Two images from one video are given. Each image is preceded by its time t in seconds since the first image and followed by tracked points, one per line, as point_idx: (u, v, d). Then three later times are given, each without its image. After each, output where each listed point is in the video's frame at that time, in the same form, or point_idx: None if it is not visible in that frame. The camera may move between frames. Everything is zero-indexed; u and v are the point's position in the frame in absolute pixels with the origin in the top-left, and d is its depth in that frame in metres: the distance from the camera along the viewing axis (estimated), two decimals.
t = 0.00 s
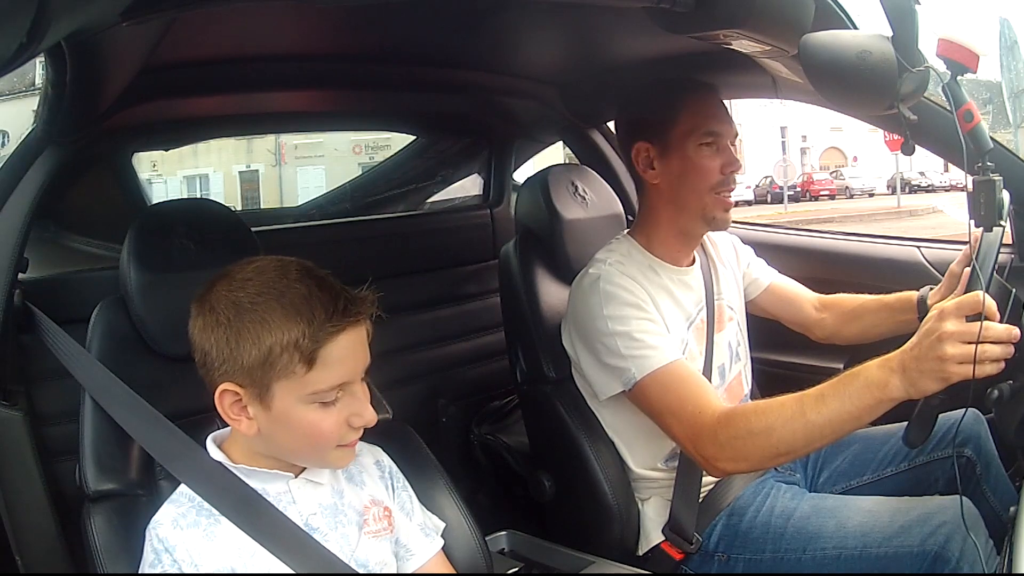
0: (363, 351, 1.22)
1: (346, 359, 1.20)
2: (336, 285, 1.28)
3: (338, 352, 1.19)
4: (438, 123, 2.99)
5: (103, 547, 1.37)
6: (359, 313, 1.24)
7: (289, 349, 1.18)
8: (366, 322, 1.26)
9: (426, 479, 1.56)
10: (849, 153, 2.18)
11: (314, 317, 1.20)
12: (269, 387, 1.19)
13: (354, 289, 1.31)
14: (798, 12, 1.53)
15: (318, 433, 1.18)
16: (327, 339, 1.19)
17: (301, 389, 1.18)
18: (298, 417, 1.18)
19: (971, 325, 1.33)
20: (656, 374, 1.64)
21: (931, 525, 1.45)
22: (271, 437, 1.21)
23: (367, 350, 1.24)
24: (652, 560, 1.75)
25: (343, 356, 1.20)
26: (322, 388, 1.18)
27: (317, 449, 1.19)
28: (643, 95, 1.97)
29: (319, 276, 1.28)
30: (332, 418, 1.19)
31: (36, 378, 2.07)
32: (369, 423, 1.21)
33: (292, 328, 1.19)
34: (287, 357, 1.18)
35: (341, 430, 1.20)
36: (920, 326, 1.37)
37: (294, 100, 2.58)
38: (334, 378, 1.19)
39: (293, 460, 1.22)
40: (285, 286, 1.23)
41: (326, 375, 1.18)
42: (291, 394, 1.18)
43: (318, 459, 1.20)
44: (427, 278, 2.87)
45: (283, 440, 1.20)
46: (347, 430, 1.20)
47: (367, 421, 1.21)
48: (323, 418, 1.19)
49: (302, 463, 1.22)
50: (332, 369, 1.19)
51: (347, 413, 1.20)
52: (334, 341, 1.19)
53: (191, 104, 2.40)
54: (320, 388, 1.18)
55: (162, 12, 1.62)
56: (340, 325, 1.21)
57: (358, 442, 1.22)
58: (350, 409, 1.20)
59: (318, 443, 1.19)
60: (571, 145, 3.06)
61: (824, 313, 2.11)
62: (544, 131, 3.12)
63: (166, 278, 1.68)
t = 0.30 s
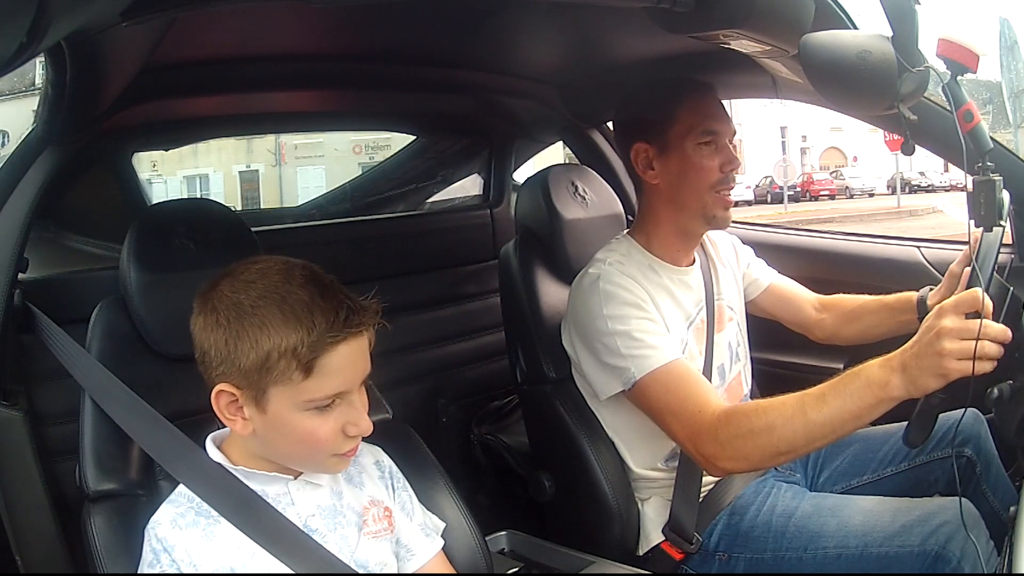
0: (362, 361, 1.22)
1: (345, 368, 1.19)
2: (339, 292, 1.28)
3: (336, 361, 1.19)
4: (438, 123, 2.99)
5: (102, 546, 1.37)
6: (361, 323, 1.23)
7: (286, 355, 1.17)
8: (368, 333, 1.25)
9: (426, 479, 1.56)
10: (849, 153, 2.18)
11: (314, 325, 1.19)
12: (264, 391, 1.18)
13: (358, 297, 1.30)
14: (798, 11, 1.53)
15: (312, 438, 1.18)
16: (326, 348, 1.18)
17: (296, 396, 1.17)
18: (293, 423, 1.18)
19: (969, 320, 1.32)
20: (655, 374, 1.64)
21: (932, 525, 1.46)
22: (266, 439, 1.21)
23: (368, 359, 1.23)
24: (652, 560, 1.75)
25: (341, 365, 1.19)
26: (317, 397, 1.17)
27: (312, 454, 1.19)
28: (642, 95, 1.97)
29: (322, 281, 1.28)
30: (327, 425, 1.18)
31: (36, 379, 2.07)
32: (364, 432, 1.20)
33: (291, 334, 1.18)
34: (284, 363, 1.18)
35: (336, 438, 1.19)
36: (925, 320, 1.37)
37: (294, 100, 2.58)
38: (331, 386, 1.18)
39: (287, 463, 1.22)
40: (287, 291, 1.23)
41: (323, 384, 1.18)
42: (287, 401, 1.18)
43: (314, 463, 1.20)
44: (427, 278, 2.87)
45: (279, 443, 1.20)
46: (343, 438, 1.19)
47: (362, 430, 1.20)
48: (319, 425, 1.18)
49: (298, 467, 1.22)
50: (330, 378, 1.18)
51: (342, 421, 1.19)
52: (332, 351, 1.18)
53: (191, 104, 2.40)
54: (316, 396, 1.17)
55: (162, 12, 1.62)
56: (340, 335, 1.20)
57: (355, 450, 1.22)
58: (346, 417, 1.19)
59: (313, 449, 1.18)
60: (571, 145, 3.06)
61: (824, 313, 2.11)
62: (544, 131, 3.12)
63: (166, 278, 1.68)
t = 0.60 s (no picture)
0: (363, 364, 1.22)
1: (346, 370, 1.19)
2: (343, 294, 1.28)
3: (338, 362, 1.19)
4: (438, 123, 2.99)
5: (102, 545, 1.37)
6: (363, 326, 1.24)
7: (288, 355, 1.17)
8: (370, 336, 1.25)
9: (426, 479, 1.56)
10: (849, 153, 2.18)
11: (317, 325, 1.19)
12: (266, 390, 1.18)
13: (361, 299, 1.31)
14: (798, 11, 1.53)
15: (312, 438, 1.18)
16: (329, 349, 1.18)
17: (297, 396, 1.17)
18: (293, 423, 1.18)
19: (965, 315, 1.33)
20: (655, 373, 1.64)
21: (927, 537, 1.43)
22: (266, 438, 1.21)
23: (369, 362, 1.23)
24: (651, 560, 1.75)
25: (343, 366, 1.19)
26: (319, 397, 1.17)
27: (311, 454, 1.19)
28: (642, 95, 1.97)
29: (325, 283, 1.28)
30: (328, 426, 1.18)
31: (36, 379, 2.07)
32: (364, 434, 1.20)
33: (294, 334, 1.18)
34: (286, 363, 1.17)
35: (336, 439, 1.19)
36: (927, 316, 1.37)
37: (294, 100, 2.58)
38: (332, 387, 1.18)
39: (286, 464, 1.22)
40: (291, 292, 1.23)
41: (324, 385, 1.17)
42: (288, 401, 1.17)
43: (313, 463, 1.20)
44: (428, 278, 2.87)
45: (279, 442, 1.20)
46: (343, 440, 1.19)
47: (362, 432, 1.20)
48: (319, 426, 1.18)
49: (297, 467, 1.22)
50: (332, 379, 1.18)
51: (342, 422, 1.19)
52: (335, 352, 1.18)
53: (192, 104, 2.40)
54: (317, 396, 1.17)
55: (162, 12, 1.62)
56: (343, 337, 1.20)
57: (354, 452, 1.22)
58: (346, 418, 1.19)
59: (313, 450, 1.18)
60: (571, 145, 3.06)
61: (824, 314, 2.11)
62: (544, 131, 3.12)
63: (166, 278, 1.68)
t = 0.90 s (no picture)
0: (372, 370, 1.22)
1: (356, 376, 1.20)
2: (353, 298, 1.28)
3: (349, 369, 1.19)
4: (438, 123, 2.99)
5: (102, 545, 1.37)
6: (373, 332, 1.24)
7: (300, 360, 1.17)
8: (378, 341, 1.25)
9: (426, 479, 1.56)
10: (849, 153, 2.16)
11: (330, 332, 1.19)
12: (275, 395, 1.18)
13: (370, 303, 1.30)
14: (799, 11, 1.54)
15: (320, 443, 1.18)
16: (341, 356, 1.18)
17: (307, 401, 1.17)
18: (302, 427, 1.18)
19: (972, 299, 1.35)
20: (662, 363, 1.64)
21: (921, 553, 1.39)
22: (272, 441, 1.21)
23: (377, 367, 1.23)
24: (652, 560, 1.75)
25: (352, 372, 1.19)
26: (329, 402, 1.17)
27: (317, 457, 1.19)
28: (642, 95, 1.97)
29: (334, 287, 1.28)
30: (335, 430, 1.19)
31: (37, 379, 2.07)
32: (370, 438, 1.21)
33: (306, 339, 1.18)
34: (297, 368, 1.17)
35: (343, 443, 1.20)
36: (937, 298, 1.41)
37: (294, 100, 2.58)
38: (341, 393, 1.18)
39: (289, 465, 1.23)
40: (303, 296, 1.22)
41: (335, 390, 1.18)
42: (297, 406, 1.18)
43: (317, 466, 1.21)
44: (427, 277, 2.87)
45: (286, 446, 1.20)
46: (348, 442, 1.20)
47: (368, 435, 1.21)
48: (326, 430, 1.18)
49: (300, 469, 1.23)
50: (341, 385, 1.18)
51: (349, 426, 1.19)
52: (346, 359, 1.19)
53: (192, 104, 2.40)
54: (327, 402, 1.17)
55: (162, 12, 1.62)
56: (355, 343, 1.20)
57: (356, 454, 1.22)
58: (352, 422, 1.20)
59: (320, 453, 1.19)
60: (571, 145, 3.06)
61: (821, 321, 2.11)
62: (544, 131, 3.12)
63: (166, 278, 1.68)
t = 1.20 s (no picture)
0: (373, 363, 1.23)
1: (360, 368, 1.21)
2: (355, 294, 1.29)
3: (354, 361, 1.20)
4: (437, 123, 3.00)
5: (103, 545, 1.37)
6: (377, 325, 1.25)
7: (307, 352, 1.18)
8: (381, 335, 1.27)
9: (426, 479, 1.56)
10: (847, 153, 2.11)
11: (336, 322, 1.20)
12: (281, 387, 1.18)
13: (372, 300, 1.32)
14: (799, 11, 1.54)
15: (323, 435, 1.19)
16: (347, 346, 1.19)
17: (313, 392, 1.18)
18: (307, 418, 1.18)
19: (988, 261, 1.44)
20: (667, 343, 1.65)
21: (921, 555, 1.38)
22: (275, 436, 1.21)
23: (379, 362, 1.25)
24: (652, 560, 1.74)
25: (357, 364, 1.20)
26: (334, 393, 1.18)
27: (319, 449, 1.19)
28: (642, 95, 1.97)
29: (339, 285, 1.29)
30: (338, 422, 1.19)
31: (36, 378, 2.07)
32: (372, 430, 1.21)
33: (313, 330, 1.19)
34: (304, 359, 1.18)
35: (345, 435, 1.20)
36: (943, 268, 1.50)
37: (294, 100, 2.59)
38: (347, 384, 1.19)
39: (290, 460, 1.23)
40: (309, 291, 1.23)
41: (341, 381, 1.19)
42: (302, 396, 1.18)
43: (318, 460, 1.21)
44: (427, 277, 2.87)
45: (289, 440, 1.20)
46: (350, 435, 1.20)
47: (370, 429, 1.21)
48: (330, 422, 1.19)
49: (302, 465, 1.23)
50: (346, 375, 1.19)
51: (352, 418, 1.20)
52: (352, 350, 1.20)
53: (193, 104, 2.40)
54: (333, 393, 1.18)
55: (162, 12, 1.61)
56: (360, 335, 1.21)
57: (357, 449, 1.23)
58: (355, 415, 1.20)
59: (323, 445, 1.19)
60: (571, 145, 3.07)
61: (813, 334, 2.10)
62: (544, 131, 3.12)
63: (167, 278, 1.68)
